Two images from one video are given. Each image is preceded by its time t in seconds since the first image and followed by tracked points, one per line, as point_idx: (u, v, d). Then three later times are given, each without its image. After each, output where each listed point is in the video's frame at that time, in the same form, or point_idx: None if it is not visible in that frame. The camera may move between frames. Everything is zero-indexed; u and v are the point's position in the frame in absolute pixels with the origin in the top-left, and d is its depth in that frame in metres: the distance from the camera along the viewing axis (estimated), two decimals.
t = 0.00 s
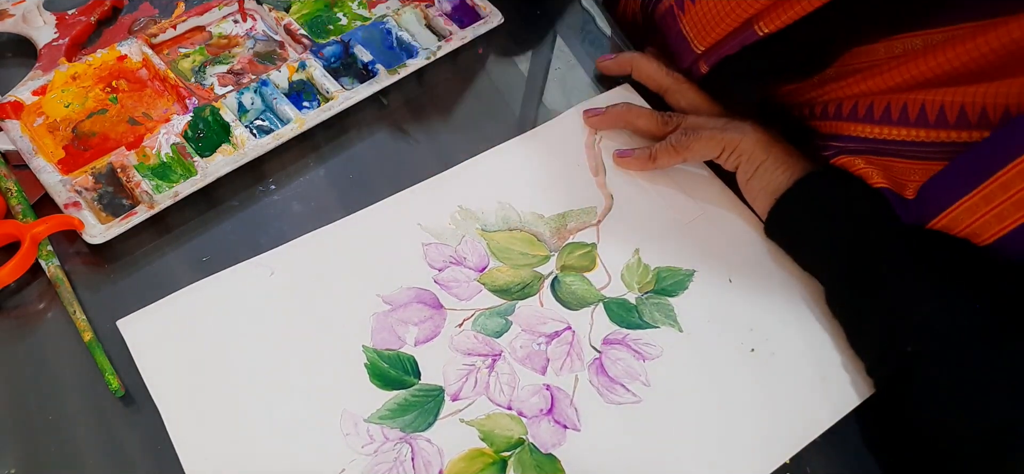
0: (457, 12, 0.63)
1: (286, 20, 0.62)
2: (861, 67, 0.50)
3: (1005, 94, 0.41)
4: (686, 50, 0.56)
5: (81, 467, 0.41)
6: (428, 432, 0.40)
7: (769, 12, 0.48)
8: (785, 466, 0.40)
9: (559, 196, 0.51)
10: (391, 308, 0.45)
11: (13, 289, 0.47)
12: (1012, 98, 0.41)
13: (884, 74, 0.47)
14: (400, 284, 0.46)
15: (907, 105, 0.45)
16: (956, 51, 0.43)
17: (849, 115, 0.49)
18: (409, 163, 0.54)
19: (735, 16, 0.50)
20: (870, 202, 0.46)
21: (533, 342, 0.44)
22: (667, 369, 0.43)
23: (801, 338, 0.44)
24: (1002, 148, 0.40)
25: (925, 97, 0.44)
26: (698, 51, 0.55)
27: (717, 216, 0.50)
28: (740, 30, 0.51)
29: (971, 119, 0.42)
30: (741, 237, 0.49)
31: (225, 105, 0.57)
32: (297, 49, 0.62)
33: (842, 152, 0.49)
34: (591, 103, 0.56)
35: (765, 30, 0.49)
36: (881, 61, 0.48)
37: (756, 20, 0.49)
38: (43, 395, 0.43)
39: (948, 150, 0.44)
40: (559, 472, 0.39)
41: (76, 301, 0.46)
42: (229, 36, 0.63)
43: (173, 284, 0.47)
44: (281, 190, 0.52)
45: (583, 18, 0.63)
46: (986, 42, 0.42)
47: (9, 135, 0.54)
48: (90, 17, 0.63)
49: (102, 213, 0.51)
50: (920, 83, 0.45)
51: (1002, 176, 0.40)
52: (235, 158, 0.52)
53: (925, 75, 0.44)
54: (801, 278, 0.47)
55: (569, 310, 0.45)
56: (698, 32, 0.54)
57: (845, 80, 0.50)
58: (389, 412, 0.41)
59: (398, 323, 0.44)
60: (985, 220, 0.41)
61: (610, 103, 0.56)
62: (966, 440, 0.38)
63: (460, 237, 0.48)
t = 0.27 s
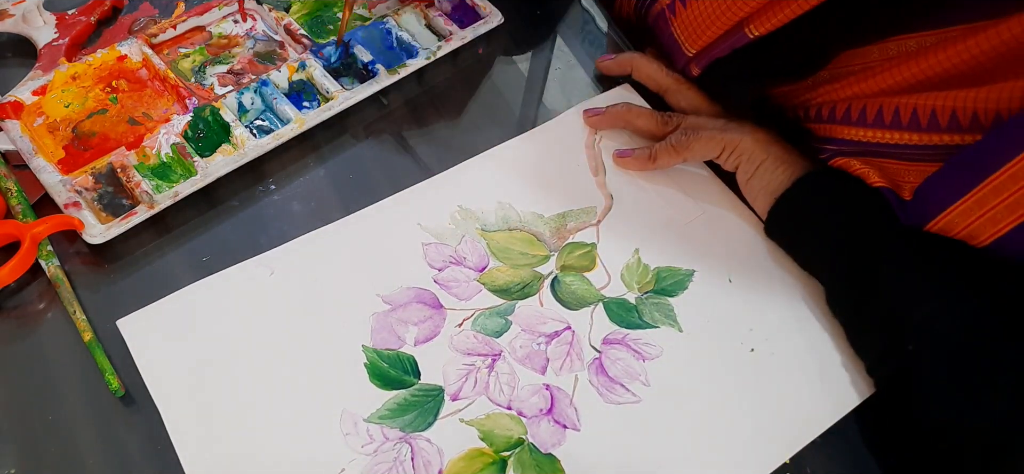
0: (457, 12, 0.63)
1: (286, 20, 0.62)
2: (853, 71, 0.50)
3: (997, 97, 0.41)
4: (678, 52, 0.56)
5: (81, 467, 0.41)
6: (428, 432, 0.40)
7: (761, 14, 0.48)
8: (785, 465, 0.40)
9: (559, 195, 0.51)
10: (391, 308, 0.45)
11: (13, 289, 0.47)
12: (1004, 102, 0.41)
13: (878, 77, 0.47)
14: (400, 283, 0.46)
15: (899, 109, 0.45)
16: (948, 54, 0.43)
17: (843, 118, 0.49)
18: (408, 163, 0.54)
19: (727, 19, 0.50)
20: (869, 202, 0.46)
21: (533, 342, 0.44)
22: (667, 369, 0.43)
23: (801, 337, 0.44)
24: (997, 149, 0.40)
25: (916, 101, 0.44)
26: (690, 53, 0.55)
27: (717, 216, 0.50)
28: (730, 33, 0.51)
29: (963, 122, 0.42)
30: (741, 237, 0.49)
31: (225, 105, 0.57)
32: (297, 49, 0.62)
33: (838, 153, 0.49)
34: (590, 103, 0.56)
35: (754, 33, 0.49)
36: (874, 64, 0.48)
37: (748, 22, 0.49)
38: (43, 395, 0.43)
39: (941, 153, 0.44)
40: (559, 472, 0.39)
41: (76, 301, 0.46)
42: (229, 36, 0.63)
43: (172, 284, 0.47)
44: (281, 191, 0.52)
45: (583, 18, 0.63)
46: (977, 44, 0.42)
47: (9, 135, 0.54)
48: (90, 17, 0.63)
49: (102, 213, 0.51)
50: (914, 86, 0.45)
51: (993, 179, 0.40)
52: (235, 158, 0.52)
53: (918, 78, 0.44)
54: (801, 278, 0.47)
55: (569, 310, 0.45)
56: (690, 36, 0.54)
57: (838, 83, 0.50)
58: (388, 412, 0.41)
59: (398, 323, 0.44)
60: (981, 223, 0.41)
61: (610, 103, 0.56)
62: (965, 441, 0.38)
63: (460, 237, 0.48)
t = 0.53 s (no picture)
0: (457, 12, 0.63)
1: (286, 20, 0.62)
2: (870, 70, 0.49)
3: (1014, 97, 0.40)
4: (688, 55, 0.55)
5: (80, 468, 0.41)
6: (427, 432, 0.40)
7: (774, 19, 0.48)
8: (785, 465, 0.40)
9: (559, 195, 0.51)
10: (391, 307, 0.45)
11: (13, 289, 0.47)
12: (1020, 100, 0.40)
13: (893, 74, 0.46)
14: (400, 283, 0.46)
15: (916, 105, 0.44)
16: (967, 53, 0.42)
17: (856, 114, 0.48)
18: (409, 163, 0.54)
19: (736, 24, 0.49)
20: (870, 202, 0.45)
21: (533, 342, 0.44)
22: (667, 368, 0.43)
23: (800, 337, 0.44)
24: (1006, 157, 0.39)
25: (934, 96, 0.44)
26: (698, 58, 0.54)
27: (717, 216, 0.50)
28: (741, 38, 0.50)
29: (977, 121, 0.42)
30: (741, 236, 0.49)
31: (225, 105, 0.57)
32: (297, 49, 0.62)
33: (844, 152, 0.49)
34: (591, 103, 0.56)
35: (768, 38, 0.49)
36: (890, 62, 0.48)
37: (760, 27, 0.49)
38: (43, 395, 0.43)
39: (956, 153, 0.43)
40: (558, 472, 0.39)
41: (75, 301, 0.45)
42: (229, 36, 0.63)
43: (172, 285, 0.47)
44: (281, 190, 0.52)
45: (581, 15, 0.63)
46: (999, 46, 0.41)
47: (9, 135, 0.54)
48: (90, 17, 0.63)
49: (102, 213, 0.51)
50: (930, 85, 0.44)
51: (999, 192, 0.39)
52: (235, 158, 0.52)
53: (934, 76, 0.44)
54: (801, 277, 0.47)
55: (569, 310, 0.45)
56: (699, 38, 0.53)
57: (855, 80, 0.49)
58: (388, 412, 0.41)
59: (397, 322, 0.44)
60: (989, 228, 0.40)
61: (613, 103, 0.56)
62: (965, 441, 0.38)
63: (460, 236, 0.48)
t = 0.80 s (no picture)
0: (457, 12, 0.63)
1: (286, 20, 0.62)
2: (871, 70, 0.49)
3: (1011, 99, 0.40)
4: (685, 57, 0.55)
5: (80, 467, 0.41)
6: (427, 432, 0.40)
7: (773, 22, 0.48)
8: (785, 465, 0.40)
9: (559, 195, 0.51)
10: (391, 307, 0.45)
11: (13, 289, 0.47)
12: (1016, 103, 0.40)
13: (891, 76, 0.46)
14: (400, 283, 0.46)
15: (912, 108, 0.44)
16: (964, 55, 0.42)
17: (853, 116, 0.49)
18: (409, 163, 0.54)
19: (734, 27, 0.49)
20: (869, 202, 0.45)
21: (532, 342, 0.44)
22: (667, 368, 0.43)
23: (800, 337, 0.44)
24: (1004, 159, 0.39)
25: (930, 99, 0.44)
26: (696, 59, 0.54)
27: (717, 216, 0.50)
28: (739, 41, 0.50)
29: (974, 124, 0.42)
30: (741, 236, 0.49)
31: (225, 105, 0.57)
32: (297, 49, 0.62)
33: (844, 153, 0.49)
34: (590, 102, 0.56)
35: (763, 40, 0.49)
36: (889, 64, 0.48)
37: (758, 30, 0.49)
38: (42, 394, 0.43)
39: (952, 154, 0.43)
40: (558, 472, 0.39)
41: (75, 301, 0.45)
42: (229, 36, 0.63)
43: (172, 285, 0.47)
44: (281, 190, 0.52)
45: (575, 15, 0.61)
46: (996, 47, 0.41)
47: (9, 135, 0.54)
48: (90, 17, 0.63)
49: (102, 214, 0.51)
50: (928, 87, 0.44)
51: (997, 194, 0.39)
52: (235, 158, 0.52)
53: (931, 78, 0.44)
54: (801, 277, 0.47)
55: (569, 310, 0.45)
56: (695, 42, 0.53)
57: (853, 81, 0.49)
58: (388, 412, 0.41)
59: (397, 322, 0.44)
60: (987, 230, 0.40)
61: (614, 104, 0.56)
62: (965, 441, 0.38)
63: (461, 237, 0.48)
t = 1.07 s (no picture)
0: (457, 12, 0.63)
1: (286, 20, 0.62)
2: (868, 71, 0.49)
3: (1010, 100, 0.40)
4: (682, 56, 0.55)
5: (80, 468, 0.41)
6: (427, 431, 0.40)
7: (766, 24, 0.48)
8: (785, 465, 0.40)
9: (560, 194, 0.51)
10: (391, 307, 0.45)
11: (13, 289, 0.47)
12: (1015, 104, 0.39)
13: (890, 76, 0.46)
14: (400, 282, 0.46)
15: (910, 108, 0.44)
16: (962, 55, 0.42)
17: (851, 117, 0.49)
18: (409, 164, 0.54)
19: (728, 28, 0.50)
20: (869, 202, 0.45)
21: (532, 341, 0.44)
22: (667, 369, 0.43)
23: (800, 338, 0.44)
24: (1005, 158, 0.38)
25: (929, 99, 0.43)
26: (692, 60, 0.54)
27: (717, 217, 0.50)
28: (734, 40, 0.51)
29: (973, 125, 0.41)
30: (741, 236, 0.49)
31: (225, 105, 0.57)
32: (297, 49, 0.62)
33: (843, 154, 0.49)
34: (589, 103, 0.56)
35: (757, 40, 0.49)
36: (886, 64, 0.47)
37: (752, 30, 0.49)
38: (42, 394, 0.43)
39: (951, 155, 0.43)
40: (558, 472, 0.39)
41: (76, 302, 0.45)
42: (229, 36, 0.63)
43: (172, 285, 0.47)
44: (281, 190, 0.52)
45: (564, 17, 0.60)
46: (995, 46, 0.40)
47: (9, 136, 0.54)
48: (90, 17, 0.63)
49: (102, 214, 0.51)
50: (928, 87, 0.44)
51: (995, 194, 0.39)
52: (235, 158, 0.52)
53: (931, 77, 0.43)
54: (801, 277, 0.47)
55: (569, 310, 0.45)
56: (692, 42, 0.53)
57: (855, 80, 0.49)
58: (388, 412, 0.41)
59: (397, 322, 0.44)
60: (986, 231, 0.40)
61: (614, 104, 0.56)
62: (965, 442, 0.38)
63: (461, 236, 0.48)
